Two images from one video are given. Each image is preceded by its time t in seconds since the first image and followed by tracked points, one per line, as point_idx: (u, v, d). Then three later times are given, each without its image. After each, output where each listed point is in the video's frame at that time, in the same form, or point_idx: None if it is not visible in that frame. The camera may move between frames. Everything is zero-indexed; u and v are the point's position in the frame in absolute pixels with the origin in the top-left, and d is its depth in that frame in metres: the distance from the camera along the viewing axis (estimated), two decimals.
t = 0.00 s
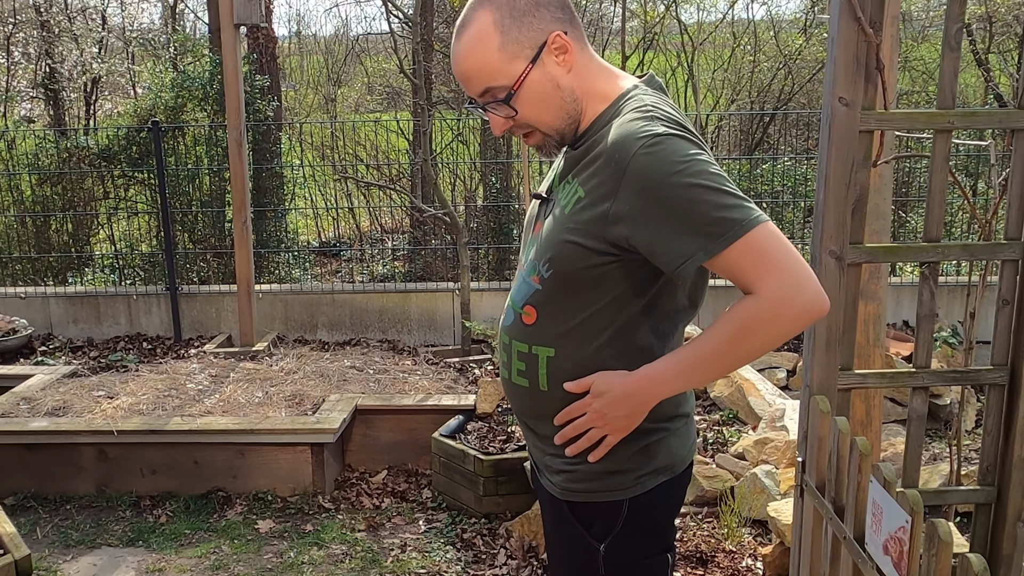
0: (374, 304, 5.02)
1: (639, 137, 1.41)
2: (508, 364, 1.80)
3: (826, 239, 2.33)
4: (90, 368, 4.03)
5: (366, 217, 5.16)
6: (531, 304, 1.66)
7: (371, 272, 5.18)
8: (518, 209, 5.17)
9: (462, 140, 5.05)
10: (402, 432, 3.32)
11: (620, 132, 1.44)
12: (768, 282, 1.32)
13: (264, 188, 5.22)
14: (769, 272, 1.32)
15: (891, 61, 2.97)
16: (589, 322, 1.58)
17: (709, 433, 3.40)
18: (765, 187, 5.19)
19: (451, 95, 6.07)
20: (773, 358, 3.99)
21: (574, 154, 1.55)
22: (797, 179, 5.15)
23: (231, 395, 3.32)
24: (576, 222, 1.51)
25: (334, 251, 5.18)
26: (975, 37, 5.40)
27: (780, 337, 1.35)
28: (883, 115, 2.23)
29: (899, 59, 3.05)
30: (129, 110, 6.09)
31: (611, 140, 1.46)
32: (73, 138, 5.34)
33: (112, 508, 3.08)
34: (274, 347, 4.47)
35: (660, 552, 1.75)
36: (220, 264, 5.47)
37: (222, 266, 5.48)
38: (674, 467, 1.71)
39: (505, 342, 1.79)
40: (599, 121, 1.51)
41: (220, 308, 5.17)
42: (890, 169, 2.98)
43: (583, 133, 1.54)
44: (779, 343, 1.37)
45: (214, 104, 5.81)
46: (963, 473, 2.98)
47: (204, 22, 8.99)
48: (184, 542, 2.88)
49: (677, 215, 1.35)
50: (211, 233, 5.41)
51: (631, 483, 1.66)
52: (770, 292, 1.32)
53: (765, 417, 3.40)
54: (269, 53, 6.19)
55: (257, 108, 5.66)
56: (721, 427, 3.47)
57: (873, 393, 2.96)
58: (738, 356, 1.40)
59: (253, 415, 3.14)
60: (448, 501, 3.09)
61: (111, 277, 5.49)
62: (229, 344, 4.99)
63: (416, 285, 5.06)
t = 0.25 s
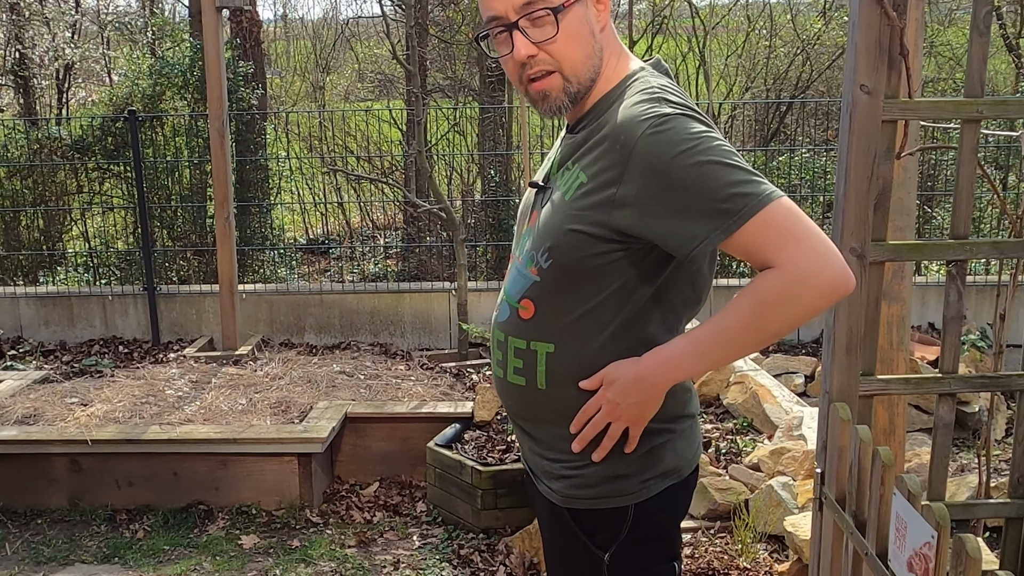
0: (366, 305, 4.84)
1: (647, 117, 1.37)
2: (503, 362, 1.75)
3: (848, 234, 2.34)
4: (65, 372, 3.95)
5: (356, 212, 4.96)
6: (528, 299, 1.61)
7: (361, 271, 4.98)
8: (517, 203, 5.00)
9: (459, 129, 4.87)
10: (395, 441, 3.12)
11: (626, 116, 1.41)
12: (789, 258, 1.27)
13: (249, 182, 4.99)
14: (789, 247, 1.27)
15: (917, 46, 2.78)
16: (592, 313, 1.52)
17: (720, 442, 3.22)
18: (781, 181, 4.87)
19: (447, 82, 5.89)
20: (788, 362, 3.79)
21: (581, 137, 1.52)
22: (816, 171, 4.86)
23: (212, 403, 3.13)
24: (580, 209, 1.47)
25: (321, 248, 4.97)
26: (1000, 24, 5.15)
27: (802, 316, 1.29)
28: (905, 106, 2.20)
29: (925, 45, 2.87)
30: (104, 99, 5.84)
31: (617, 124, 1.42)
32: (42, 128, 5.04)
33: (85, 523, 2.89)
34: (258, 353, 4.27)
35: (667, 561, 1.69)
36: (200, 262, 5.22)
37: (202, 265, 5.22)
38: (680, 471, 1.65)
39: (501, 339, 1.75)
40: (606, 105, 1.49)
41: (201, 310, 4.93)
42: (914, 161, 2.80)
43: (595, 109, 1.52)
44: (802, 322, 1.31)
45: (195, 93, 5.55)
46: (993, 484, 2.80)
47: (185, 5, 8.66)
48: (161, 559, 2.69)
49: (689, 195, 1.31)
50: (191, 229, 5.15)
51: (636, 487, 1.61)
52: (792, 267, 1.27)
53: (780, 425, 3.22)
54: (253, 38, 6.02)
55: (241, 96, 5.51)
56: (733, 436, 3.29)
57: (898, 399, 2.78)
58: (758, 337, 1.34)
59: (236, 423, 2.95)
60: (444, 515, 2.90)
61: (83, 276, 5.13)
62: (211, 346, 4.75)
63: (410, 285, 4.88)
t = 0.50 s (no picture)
0: (357, 307, 4.69)
1: (662, 112, 1.32)
2: (504, 360, 1.76)
3: (866, 232, 2.21)
4: (38, 379, 3.84)
5: (347, 208, 4.78)
6: (531, 294, 1.60)
7: (352, 270, 4.82)
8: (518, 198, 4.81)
9: (456, 120, 4.73)
10: (388, 450, 2.97)
11: (642, 109, 1.36)
12: (780, 282, 1.20)
13: (232, 174, 4.86)
14: (781, 273, 1.20)
15: (942, 32, 2.62)
16: (592, 315, 1.49)
17: (733, 451, 3.05)
18: (797, 175, 4.70)
19: (443, 70, 5.64)
20: (805, 367, 3.63)
21: (596, 127, 1.48)
22: (834, 164, 4.67)
23: (193, 410, 2.97)
24: (582, 200, 1.42)
25: (309, 245, 4.79)
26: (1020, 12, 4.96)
27: (774, 345, 1.21)
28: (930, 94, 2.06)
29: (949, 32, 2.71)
30: (81, 87, 5.62)
31: (632, 116, 1.37)
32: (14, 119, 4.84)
33: (58, 538, 2.73)
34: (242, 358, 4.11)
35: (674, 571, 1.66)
36: (181, 261, 5.03)
37: (183, 263, 5.03)
38: (690, 480, 1.61)
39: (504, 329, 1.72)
40: (626, 95, 1.44)
41: (182, 311, 4.76)
42: (939, 154, 2.64)
43: (614, 96, 1.48)
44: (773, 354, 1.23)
45: (176, 80, 5.37)
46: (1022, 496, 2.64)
47: None
48: None
49: (687, 200, 1.25)
50: (171, 225, 4.96)
51: (643, 497, 1.58)
52: (783, 293, 1.19)
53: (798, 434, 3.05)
54: (237, 22, 5.87)
55: (225, 85, 5.27)
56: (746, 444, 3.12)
57: (921, 406, 2.62)
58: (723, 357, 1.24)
59: (218, 432, 2.79)
60: (440, 530, 2.73)
61: (58, 274, 4.94)
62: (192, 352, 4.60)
63: (404, 285, 4.72)
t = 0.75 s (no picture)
0: (348, 309, 4.55)
1: (672, 106, 1.22)
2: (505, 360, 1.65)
3: (887, 230, 2.23)
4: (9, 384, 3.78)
5: (337, 203, 4.63)
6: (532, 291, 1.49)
7: (343, 268, 4.67)
8: (518, 193, 4.66)
9: (453, 111, 4.59)
10: (381, 460, 2.82)
11: (652, 101, 1.27)
12: (753, 313, 1.17)
13: (217, 168, 4.77)
14: (757, 303, 1.17)
15: (966, 17, 2.48)
16: (596, 313, 1.38)
17: (747, 461, 2.92)
18: (814, 168, 4.54)
19: (439, 57, 5.49)
20: (822, 372, 3.49)
21: (606, 116, 1.39)
22: (854, 157, 4.54)
23: (175, 418, 2.83)
24: (584, 192, 1.34)
25: (298, 243, 4.66)
26: None
27: (732, 376, 1.20)
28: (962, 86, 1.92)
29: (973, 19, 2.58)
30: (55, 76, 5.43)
31: (642, 108, 1.28)
32: None
33: (30, 552, 2.58)
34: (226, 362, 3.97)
35: None
36: (162, 259, 4.86)
37: (164, 262, 4.87)
38: (703, 492, 1.46)
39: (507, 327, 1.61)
40: (641, 84, 1.34)
41: (163, 312, 4.60)
42: (963, 146, 2.50)
43: (629, 85, 1.39)
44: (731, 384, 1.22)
45: (156, 69, 5.27)
46: None
47: None
48: None
49: (682, 204, 1.18)
50: (151, 221, 4.82)
51: (654, 509, 1.43)
52: (750, 322, 1.17)
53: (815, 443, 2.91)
54: (220, 7, 5.70)
55: (208, 73, 5.23)
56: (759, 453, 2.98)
57: (945, 412, 2.49)
58: (671, 376, 1.24)
59: (201, 440, 2.65)
60: (436, 544, 2.59)
61: (32, 274, 4.77)
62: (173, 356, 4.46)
63: (398, 285, 4.58)
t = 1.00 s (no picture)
0: (340, 310, 4.41)
1: (684, 91, 1.18)
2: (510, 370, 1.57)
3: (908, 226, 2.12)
4: None
5: (328, 198, 4.50)
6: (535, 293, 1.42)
7: (333, 267, 4.55)
8: (518, 187, 4.54)
9: (449, 101, 4.54)
10: (373, 469, 2.74)
11: (661, 88, 1.22)
12: (776, 309, 1.11)
13: (201, 164, 4.58)
14: (779, 298, 1.11)
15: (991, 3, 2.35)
16: (603, 313, 1.32)
17: (759, 470, 2.80)
18: (831, 162, 4.41)
19: (435, 44, 5.30)
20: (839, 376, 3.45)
21: (611, 107, 1.34)
22: (873, 151, 4.42)
23: (156, 425, 2.75)
24: (588, 185, 1.28)
25: (286, 241, 4.52)
26: None
27: (768, 378, 1.15)
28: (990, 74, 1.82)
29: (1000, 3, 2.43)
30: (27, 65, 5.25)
31: (650, 95, 1.23)
32: None
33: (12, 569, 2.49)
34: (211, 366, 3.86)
35: None
36: (142, 258, 4.72)
37: (144, 261, 4.73)
38: (716, 503, 1.40)
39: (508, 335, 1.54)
40: (649, 71, 1.30)
41: (144, 314, 4.46)
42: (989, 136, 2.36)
43: (635, 73, 1.34)
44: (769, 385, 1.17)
45: (137, 57, 5.01)
46: None
47: None
48: None
49: (701, 195, 1.13)
50: (131, 218, 4.66)
51: (664, 521, 1.37)
52: (777, 321, 1.11)
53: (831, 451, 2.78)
54: None
55: (190, 60, 4.99)
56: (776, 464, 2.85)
57: (969, 419, 2.36)
58: (701, 392, 1.20)
59: (183, 448, 2.56)
60: (431, 558, 2.48)
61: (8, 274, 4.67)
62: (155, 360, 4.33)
63: (391, 284, 4.43)
